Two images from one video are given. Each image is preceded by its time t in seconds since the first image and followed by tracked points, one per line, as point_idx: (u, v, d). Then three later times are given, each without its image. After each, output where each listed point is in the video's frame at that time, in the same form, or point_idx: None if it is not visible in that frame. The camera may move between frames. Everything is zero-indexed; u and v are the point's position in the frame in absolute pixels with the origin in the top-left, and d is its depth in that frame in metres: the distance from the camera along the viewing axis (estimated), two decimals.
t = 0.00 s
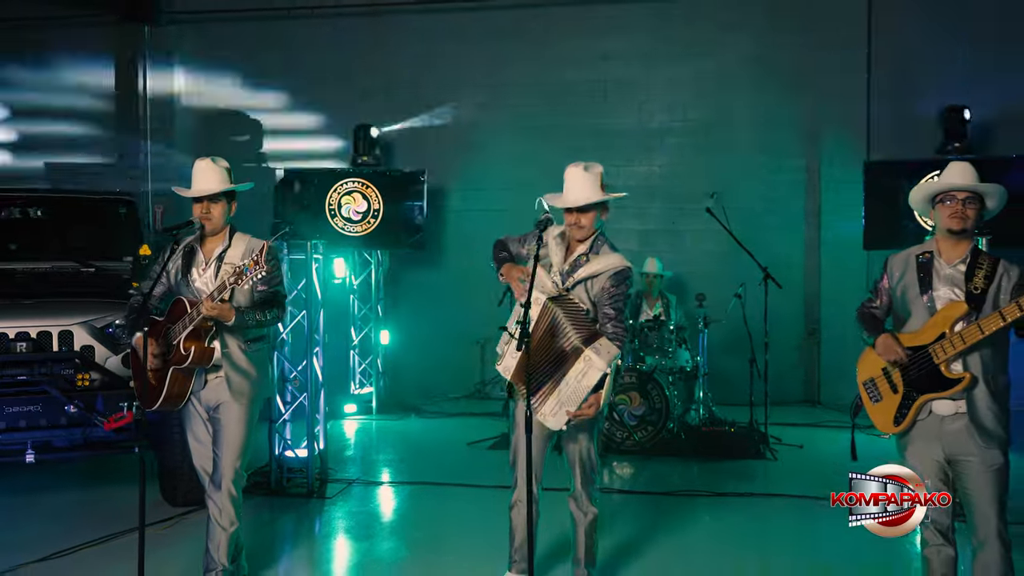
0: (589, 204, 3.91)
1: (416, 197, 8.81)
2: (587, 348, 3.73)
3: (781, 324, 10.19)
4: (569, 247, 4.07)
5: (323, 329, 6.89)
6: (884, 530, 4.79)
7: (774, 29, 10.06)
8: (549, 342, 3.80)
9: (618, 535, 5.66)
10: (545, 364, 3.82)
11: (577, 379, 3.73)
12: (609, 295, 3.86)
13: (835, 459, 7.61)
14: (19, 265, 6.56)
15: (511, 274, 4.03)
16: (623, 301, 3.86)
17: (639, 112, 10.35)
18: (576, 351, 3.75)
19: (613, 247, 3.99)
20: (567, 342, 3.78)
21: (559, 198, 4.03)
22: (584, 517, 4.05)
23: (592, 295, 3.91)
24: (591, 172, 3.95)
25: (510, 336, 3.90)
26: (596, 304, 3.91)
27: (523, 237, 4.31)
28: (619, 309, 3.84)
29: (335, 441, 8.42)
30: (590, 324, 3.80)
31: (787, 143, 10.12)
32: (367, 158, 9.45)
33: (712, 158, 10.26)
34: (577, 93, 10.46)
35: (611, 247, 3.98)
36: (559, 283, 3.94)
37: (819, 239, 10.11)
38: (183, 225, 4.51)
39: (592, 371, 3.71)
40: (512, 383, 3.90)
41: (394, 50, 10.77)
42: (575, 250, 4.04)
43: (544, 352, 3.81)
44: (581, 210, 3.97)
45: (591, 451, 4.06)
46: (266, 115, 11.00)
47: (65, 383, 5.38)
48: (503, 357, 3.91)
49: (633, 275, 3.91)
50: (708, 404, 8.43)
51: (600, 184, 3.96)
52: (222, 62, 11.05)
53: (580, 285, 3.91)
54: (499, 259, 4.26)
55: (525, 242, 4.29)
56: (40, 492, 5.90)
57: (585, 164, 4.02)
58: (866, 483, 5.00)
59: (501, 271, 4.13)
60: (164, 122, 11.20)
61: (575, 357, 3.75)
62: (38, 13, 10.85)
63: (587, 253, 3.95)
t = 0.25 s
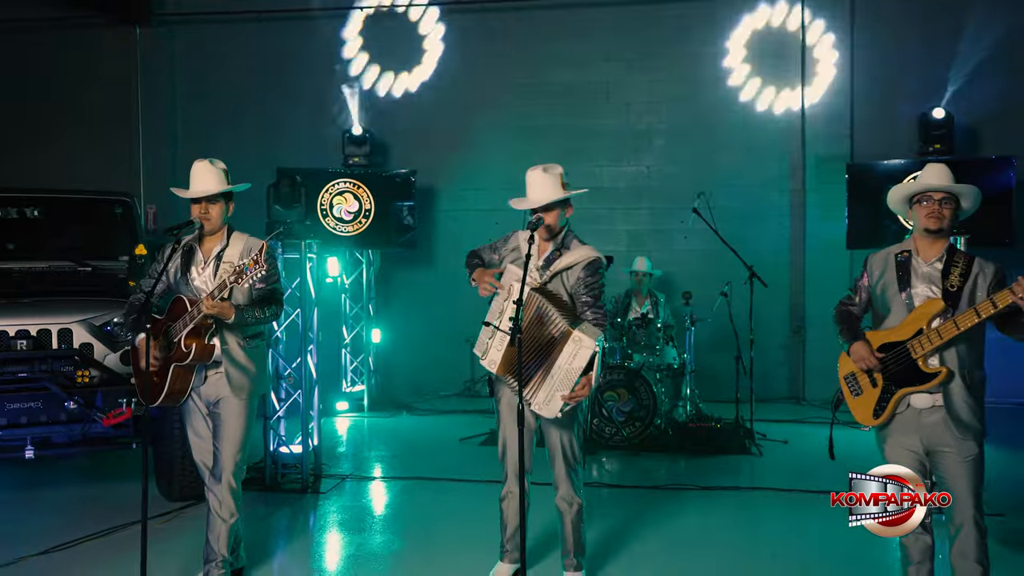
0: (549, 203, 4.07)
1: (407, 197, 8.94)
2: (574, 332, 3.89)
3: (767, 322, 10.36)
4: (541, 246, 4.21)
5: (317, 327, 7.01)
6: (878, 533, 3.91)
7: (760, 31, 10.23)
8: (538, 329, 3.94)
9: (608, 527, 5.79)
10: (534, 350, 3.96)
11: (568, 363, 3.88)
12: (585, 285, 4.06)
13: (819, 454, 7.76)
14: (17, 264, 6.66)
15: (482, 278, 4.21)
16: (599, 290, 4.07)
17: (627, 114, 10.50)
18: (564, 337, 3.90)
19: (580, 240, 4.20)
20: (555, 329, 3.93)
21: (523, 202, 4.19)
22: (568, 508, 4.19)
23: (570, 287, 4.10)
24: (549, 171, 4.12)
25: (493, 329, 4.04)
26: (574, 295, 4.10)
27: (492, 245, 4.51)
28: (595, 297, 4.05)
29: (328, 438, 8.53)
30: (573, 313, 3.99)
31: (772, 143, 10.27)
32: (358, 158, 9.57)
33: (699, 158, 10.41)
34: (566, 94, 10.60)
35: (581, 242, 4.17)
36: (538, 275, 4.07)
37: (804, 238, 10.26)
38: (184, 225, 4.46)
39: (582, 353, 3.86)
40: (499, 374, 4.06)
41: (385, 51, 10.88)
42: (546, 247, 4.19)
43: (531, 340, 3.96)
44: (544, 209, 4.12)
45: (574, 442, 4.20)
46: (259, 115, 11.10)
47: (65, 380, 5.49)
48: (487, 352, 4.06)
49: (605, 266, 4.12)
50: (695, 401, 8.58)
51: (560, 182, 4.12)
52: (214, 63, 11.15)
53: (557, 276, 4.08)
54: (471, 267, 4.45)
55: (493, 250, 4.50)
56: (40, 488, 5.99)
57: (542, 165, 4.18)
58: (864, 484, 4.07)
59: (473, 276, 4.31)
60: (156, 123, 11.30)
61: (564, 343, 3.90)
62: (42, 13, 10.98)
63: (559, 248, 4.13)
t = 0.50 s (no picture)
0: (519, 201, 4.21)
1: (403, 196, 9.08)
2: (565, 319, 4.07)
3: (759, 319, 10.49)
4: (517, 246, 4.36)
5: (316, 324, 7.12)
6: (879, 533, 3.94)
7: (752, 32, 10.35)
8: (530, 320, 4.11)
9: (602, 519, 5.91)
10: (528, 340, 4.13)
11: (563, 349, 4.06)
12: (564, 277, 4.25)
13: (809, 449, 7.89)
14: (20, 262, 6.75)
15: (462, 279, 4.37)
16: (578, 279, 4.27)
17: (620, 114, 10.62)
18: (556, 326, 4.08)
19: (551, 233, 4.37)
20: (546, 319, 4.11)
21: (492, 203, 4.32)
22: (559, 498, 4.30)
23: (550, 280, 4.27)
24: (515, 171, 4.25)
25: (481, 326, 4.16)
26: (554, 286, 4.28)
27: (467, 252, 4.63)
28: (576, 286, 4.25)
29: (326, 434, 8.64)
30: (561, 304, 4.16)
31: (764, 143, 10.39)
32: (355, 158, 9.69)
33: (691, 158, 10.53)
34: (560, 94, 10.71)
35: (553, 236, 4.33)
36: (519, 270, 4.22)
37: (796, 238, 10.38)
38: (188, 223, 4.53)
39: (575, 338, 4.04)
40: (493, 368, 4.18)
41: (381, 52, 10.99)
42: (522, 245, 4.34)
43: (524, 332, 4.12)
44: (512, 208, 4.27)
45: (561, 434, 4.29)
46: (257, 115, 11.20)
47: (68, 376, 5.58)
48: (477, 349, 4.17)
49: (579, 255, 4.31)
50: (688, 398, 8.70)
51: (526, 182, 4.26)
52: (211, 63, 11.25)
53: (535, 270, 4.24)
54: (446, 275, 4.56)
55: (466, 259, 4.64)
56: (43, 482, 6.09)
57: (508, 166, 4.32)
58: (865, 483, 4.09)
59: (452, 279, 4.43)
60: (155, 123, 11.39)
61: (557, 332, 4.08)
62: (44, 15, 11.12)
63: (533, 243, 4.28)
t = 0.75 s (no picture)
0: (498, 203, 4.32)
1: (400, 195, 9.30)
2: (565, 310, 4.22)
3: (752, 318, 10.61)
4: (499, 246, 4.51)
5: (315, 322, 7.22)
6: (878, 533, 3.97)
7: (745, 34, 10.48)
8: (528, 314, 4.24)
9: (598, 513, 6.02)
10: (528, 333, 4.26)
11: (565, 338, 4.21)
12: (549, 272, 4.44)
13: (802, 446, 8.01)
14: (23, 261, 6.84)
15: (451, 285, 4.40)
16: (562, 273, 4.46)
17: (615, 114, 10.74)
18: (556, 317, 4.23)
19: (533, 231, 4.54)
20: (545, 311, 4.25)
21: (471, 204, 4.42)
22: (549, 483, 4.48)
23: (536, 276, 4.45)
24: (491, 173, 4.37)
25: (476, 322, 4.25)
26: (539, 282, 4.45)
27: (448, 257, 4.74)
28: (562, 280, 4.44)
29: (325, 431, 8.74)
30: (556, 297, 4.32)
31: (757, 144, 10.52)
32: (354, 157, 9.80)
33: (685, 158, 10.65)
34: (556, 95, 10.83)
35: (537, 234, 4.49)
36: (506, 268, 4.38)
37: (789, 237, 10.51)
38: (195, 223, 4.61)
39: (574, 327, 4.20)
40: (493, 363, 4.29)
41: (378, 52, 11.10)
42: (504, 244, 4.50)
43: (522, 326, 4.25)
44: (490, 210, 4.39)
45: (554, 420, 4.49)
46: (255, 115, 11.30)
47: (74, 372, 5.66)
48: (475, 346, 4.26)
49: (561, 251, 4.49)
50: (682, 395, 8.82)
51: (503, 183, 4.39)
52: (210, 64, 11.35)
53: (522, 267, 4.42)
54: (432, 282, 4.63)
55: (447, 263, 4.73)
56: (48, 477, 6.18)
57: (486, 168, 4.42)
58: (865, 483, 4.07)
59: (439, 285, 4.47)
60: (153, 123, 11.48)
61: (555, 322, 4.23)
62: (44, 16, 11.08)
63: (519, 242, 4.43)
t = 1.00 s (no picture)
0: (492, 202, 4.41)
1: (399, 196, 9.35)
2: (558, 304, 4.33)
3: (747, 317, 10.72)
4: (493, 247, 4.60)
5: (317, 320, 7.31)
6: (875, 530, 4.07)
7: (741, 36, 10.57)
8: (527, 312, 4.34)
9: (596, 509, 6.11)
10: (528, 329, 4.35)
11: (562, 329, 4.30)
12: (545, 270, 4.54)
13: (797, 443, 8.12)
14: (27, 259, 6.92)
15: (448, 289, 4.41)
16: (557, 271, 4.55)
17: (612, 116, 10.84)
18: (551, 311, 4.33)
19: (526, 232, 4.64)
20: (540, 308, 4.35)
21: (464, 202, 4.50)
22: (546, 474, 4.59)
23: (534, 276, 4.54)
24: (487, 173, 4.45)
25: (475, 323, 4.35)
26: (537, 280, 4.55)
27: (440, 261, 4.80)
28: (559, 277, 4.53)
29: (325, 428, 8.84)
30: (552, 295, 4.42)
31: (753, 145, 10.62)
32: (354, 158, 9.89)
33: (682, 159, 10.75)
34: (554, 97, 10.93)
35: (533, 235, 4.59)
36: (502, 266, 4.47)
37: (784, 237, 10.62)
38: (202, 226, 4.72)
39: (570, 318, 4.30)
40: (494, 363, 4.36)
41: (376, 53, 11.17)
42: (499, 244, 4.59)
43: (523, 324, 4.34)
44: (485, 208, 4.47)
45: (552, 412, 4.60)
46: (254, 116, 11.39)
47: (81, 370, 5.76)
48: (476, 346, 4.35)
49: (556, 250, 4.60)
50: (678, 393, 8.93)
51: (498, 183, 4.47)
52: (210, 65, 11.43)
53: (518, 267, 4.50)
54: (428, 285, 4.72)
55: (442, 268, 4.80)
56: (53, 474, 6.26)
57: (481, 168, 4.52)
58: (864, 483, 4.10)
59: (438, 290, 4.48)
60: (154, 123, 11.57)
61: (552, 317, 4.33)
62: (44, 16, 11.31)
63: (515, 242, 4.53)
